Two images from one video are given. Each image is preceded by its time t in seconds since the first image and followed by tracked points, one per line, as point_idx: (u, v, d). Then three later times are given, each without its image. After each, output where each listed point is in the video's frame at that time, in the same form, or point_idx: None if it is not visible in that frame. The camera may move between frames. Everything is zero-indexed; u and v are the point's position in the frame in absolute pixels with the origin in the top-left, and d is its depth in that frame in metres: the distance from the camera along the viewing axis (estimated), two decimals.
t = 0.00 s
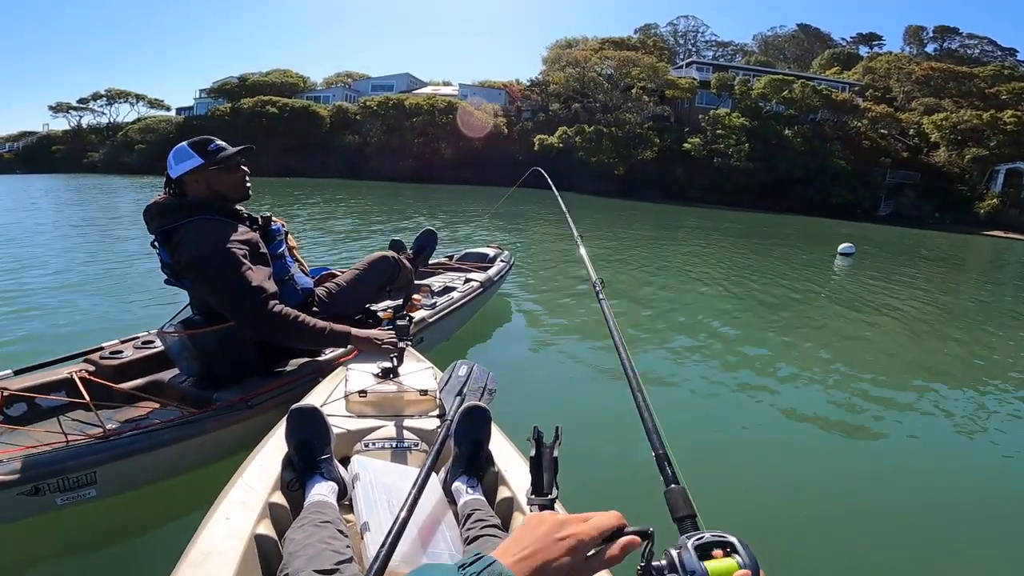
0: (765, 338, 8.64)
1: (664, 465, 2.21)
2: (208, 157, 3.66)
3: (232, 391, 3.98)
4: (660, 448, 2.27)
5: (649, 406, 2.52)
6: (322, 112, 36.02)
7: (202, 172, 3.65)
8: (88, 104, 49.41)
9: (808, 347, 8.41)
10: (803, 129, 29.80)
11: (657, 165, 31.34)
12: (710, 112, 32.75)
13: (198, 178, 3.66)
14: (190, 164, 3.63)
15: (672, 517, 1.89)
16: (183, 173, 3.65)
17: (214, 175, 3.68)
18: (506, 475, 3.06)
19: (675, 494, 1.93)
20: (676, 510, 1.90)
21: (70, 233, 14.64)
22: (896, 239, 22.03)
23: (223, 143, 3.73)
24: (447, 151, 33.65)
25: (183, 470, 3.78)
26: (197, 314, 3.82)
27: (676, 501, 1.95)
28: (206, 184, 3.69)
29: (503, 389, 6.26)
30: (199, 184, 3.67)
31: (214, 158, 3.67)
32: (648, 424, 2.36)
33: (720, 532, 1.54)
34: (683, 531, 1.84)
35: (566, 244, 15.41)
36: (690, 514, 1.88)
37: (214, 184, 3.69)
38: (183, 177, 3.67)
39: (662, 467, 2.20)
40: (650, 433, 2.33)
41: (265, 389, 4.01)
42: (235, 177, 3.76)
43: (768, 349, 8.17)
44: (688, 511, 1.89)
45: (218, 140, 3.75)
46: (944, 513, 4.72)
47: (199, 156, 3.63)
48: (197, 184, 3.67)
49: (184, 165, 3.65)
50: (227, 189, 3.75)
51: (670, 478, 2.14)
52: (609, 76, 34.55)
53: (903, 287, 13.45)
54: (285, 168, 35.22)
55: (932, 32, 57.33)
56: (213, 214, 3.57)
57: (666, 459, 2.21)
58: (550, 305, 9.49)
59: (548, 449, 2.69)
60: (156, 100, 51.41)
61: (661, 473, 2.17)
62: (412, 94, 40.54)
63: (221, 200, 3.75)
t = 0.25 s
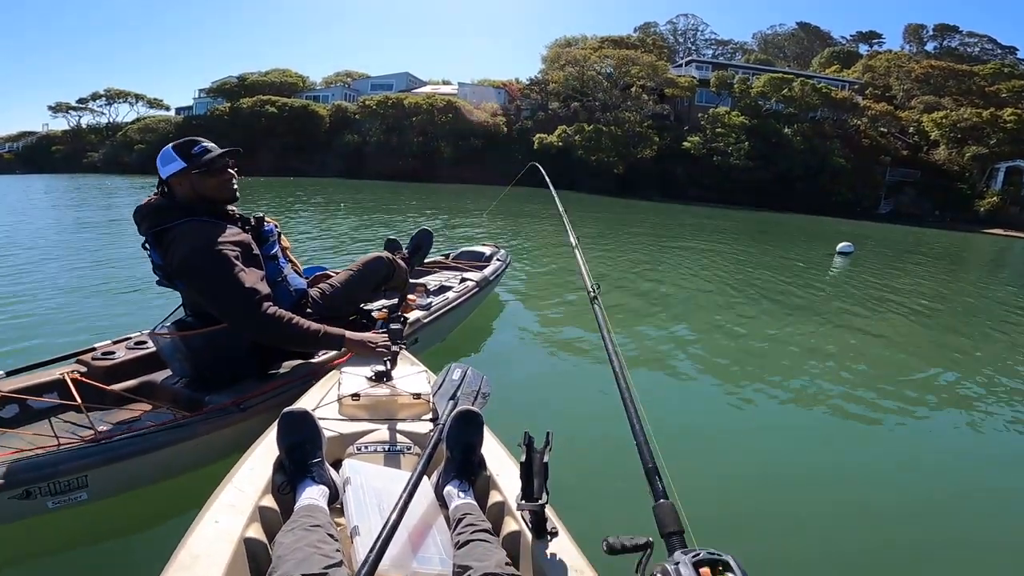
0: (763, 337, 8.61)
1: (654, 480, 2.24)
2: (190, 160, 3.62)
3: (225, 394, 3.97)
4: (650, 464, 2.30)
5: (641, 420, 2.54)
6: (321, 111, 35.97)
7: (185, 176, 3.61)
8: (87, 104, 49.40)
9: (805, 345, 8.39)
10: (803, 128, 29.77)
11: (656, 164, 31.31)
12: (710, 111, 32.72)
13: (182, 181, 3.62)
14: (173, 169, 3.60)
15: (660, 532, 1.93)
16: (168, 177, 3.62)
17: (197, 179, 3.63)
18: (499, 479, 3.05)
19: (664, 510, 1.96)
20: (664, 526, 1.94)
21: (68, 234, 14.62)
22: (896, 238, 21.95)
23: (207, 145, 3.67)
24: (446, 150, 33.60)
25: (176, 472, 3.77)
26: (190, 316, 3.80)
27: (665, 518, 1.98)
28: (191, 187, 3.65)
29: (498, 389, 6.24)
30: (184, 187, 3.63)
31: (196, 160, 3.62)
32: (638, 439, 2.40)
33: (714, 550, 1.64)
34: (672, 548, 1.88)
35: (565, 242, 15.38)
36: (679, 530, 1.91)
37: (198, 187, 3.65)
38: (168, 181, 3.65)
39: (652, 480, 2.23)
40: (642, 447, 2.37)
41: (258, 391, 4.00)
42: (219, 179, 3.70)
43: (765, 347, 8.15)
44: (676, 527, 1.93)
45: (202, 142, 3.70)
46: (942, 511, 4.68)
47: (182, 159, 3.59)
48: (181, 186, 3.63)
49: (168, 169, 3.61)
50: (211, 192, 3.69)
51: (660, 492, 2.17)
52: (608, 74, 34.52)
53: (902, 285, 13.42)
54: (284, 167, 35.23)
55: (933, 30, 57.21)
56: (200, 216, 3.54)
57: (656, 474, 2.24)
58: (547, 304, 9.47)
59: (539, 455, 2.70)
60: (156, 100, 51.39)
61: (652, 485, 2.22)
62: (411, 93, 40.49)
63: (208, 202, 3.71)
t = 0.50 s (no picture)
0: (763, 335, 8.61)
1: (661, 481, 2.20)
2: (183, 160, 3.60)
3: (225, 391, 3.97)
4: (656, 464, 2.27)
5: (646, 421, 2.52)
6: (321, 111, 35.96)
7: (180, 176, 3.60)
8: (87, 104, 49.41)
9: (806, 343, 8.38)
10: (803, 126, 29.76)
11: (656, 162, 31.31)
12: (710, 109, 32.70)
13: (177, 182, 3.62)
14: (168, 169, 3.60)
15: (666, 534, 1.89)
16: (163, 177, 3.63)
17: (191, 178, 3.61)
18: (498, 476, 3.06)
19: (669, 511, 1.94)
20: (670, 528, 1.90)
21: (68, 233, 14.64)
22: (896, 236, 21.93)
23: (202, 144, 3.65)
24: (446, 150, 33.57)
25: (176, 471, 3.77)
26: (190, 313, 3.80)
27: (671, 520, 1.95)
28: (185, 187, 3.63)
29: (498, 387, 6.24)
30: (179, 188, 3.63)
31: (191, 161, 3.60)
32: (646, 443, 2.36)
33: (719, 551, 1.56)
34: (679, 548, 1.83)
35: (564, 241, 15.39)
36: (684, 531, 1.88)
37: (192, 187, 3.62)
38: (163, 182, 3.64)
39: (659, 481, 2.19)
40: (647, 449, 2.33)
41: (258, 389, 4.01)
42: (213, 180, 3.67)
43: (764, 345, 8.16)
44: (682, 528, 1.89)
45: (199, 142, 3.68)
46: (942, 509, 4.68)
47: (176, 160, 3.58)
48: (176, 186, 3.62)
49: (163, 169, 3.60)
50: (206, 193, 3.67)
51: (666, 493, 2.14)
52: (608, 73, 34.56)
53: (903, 284, 13.40)
54: (284, 167, 35.26)
55: (933, 29, 57.12)
56: (196, 216, 3.53)
57: (662, 474, 2.20)
58: (547, 303, 9.47)
59: (539, 451, 2.72)
60: (156, 99, 51.39)
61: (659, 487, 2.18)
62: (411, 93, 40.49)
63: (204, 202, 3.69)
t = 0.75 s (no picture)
0: (765, 334, 8.57)
1: (659, 490, 2.15)
2: (188, 159, 3.59)
3: (224, 392, 3.96)
4: (655, 473, 2.21)
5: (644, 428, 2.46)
6: (321, 111, 35.95)
7: (184, 174, 3.59)
8: (87, 104, 49.36)
9: (807, 342, 8.36)
10: (803, 125, 29.75)
11: (656, 161, 31.30)
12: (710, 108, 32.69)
13: (180, 180, 3.61)
14: (172, 167, 3.59)
15: (665, 542, 1.85)
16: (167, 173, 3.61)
17: (194, 177, 3.59)
18: (499, 475, 3.04)
19: (669, 519, 1.90)
20: (670, 536, 1.86)
21: (68, 233, 14.63)
22: (897, 235, 21.91)
23: (209, 144, 3.63)
24: (446, 149, 33.55)
25: (175, 472, 3.75)
26: (187, 313, 3.77)
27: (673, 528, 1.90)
28: (188, 186, 3.62)
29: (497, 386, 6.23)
30: (182, 186, 3.62)
31: (194, 160, 3.58)
32: (642, 449, 2.31)
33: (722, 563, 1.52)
34: (676, 557, 1.80)
35: (564, 240, 15.38)
36: (684, 540, 1.84)
37: (195, 187, 3.61)
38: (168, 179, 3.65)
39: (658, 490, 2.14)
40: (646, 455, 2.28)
41: (257, 389, 3.99)
42: (216, 180, 3.65)
43: (765, 344, 8.15)
44: (683, 537, 1.85)
45: (203, 140, 3.66)
46: (944, 511, 4.64)
47: (180, 158, 3.57)
48: (178, 184, 3.62)
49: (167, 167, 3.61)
50: (208, 192, 3.65)
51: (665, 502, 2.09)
52: (608, 73, 34.59)
53: (904, 283, 13.38)
54: (284, 167, 35.27)
55: (933, 28, 57.13)
56: (195, 216, 3.50)
57: (661, 483, 2.15)
58: (548, 302, 9.45)
59: (540, 450, 2.69)
60: (155, 99, 51.34)
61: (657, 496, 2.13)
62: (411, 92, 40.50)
63: (205, 201, 3.65)
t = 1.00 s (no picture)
0: (765, 333, 8.57)
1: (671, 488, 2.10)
2: (217, 156, 3.67)
3: (222, 393, 3.95)
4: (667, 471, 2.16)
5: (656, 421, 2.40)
6: (320, 110, 35.94)
7: (207, 171, 3.65)
8: (86, 104, 49.30)
9: (806, 341, 8.36)
10: (803, 124, 29.77)
11: (656, 161, 31.31)
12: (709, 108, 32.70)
13: (201, 176, 3.65)
14: (196, 161, 3.62)
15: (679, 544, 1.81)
16: (186, 168, 3.63)
17: (220, 174, 3.67)
18: (499, 472, 3.04)
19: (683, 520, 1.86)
20: (682, 538, 1.81)
21: (67, 234, 14.62)
22: (896, 234, 21.92)
23: (233, 145, 3.75)
24: (446, 149, 33.58)
25: (172, 473, 3.75)
26: (184, 315, 3.76)
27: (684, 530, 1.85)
28: (208, 183, 3.68)
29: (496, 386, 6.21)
30: (201, 183, 3.66)
31: (222, 159, 3.68)
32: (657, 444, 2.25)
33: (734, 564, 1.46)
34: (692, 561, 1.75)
35: (564, 240, 15.38)
36: (697, 543, 1.79)
37: (218, 184, 3.69)
38: (184, 173, 3.65)
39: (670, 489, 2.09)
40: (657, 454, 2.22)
41: (255, 389, 3.98)
42: (239, 180, 3.77)
43: (764, 343, 8.15)
44: (694, 539, 1.80)
45: (229, 141, 3.76)
46: (949, 510, 4.60)
47: (209, 154, 3.64)
48: (198, 180, 3.66)
49: (190, 160, 3.62)
50: (229, 191, 3.75)
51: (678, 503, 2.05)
52: (607, 72, 34.60)
53: (904, 281, 13.38)
54: (284, 166, 35.26)
55: (932, 28, 57.16)
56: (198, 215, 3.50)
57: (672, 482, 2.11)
58: (548, 302, 9.44)
59: (540, 446, 2.69)
60: (154, 99, 51.30)
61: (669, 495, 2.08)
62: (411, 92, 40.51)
63: (220, 199, 3.72)
